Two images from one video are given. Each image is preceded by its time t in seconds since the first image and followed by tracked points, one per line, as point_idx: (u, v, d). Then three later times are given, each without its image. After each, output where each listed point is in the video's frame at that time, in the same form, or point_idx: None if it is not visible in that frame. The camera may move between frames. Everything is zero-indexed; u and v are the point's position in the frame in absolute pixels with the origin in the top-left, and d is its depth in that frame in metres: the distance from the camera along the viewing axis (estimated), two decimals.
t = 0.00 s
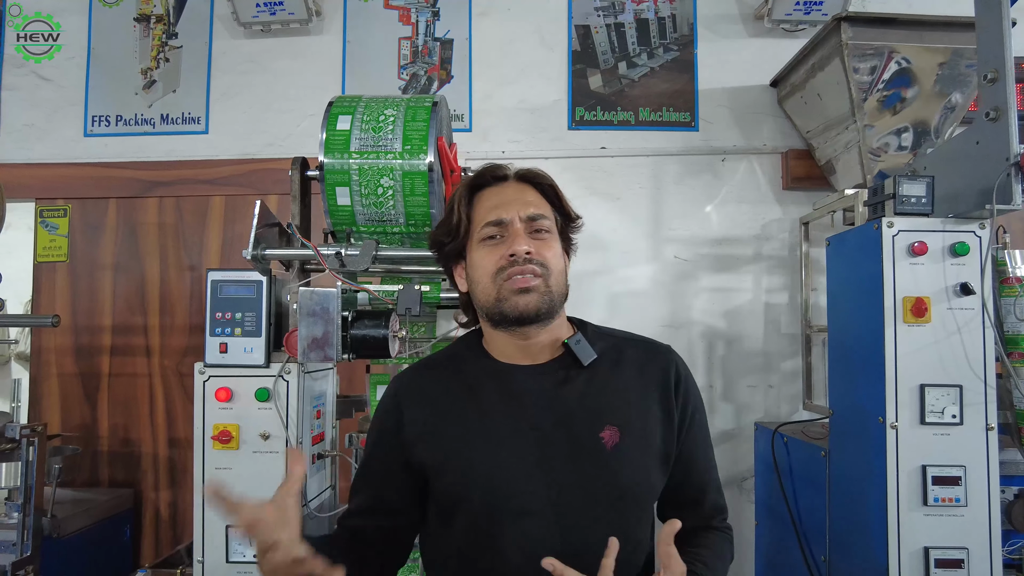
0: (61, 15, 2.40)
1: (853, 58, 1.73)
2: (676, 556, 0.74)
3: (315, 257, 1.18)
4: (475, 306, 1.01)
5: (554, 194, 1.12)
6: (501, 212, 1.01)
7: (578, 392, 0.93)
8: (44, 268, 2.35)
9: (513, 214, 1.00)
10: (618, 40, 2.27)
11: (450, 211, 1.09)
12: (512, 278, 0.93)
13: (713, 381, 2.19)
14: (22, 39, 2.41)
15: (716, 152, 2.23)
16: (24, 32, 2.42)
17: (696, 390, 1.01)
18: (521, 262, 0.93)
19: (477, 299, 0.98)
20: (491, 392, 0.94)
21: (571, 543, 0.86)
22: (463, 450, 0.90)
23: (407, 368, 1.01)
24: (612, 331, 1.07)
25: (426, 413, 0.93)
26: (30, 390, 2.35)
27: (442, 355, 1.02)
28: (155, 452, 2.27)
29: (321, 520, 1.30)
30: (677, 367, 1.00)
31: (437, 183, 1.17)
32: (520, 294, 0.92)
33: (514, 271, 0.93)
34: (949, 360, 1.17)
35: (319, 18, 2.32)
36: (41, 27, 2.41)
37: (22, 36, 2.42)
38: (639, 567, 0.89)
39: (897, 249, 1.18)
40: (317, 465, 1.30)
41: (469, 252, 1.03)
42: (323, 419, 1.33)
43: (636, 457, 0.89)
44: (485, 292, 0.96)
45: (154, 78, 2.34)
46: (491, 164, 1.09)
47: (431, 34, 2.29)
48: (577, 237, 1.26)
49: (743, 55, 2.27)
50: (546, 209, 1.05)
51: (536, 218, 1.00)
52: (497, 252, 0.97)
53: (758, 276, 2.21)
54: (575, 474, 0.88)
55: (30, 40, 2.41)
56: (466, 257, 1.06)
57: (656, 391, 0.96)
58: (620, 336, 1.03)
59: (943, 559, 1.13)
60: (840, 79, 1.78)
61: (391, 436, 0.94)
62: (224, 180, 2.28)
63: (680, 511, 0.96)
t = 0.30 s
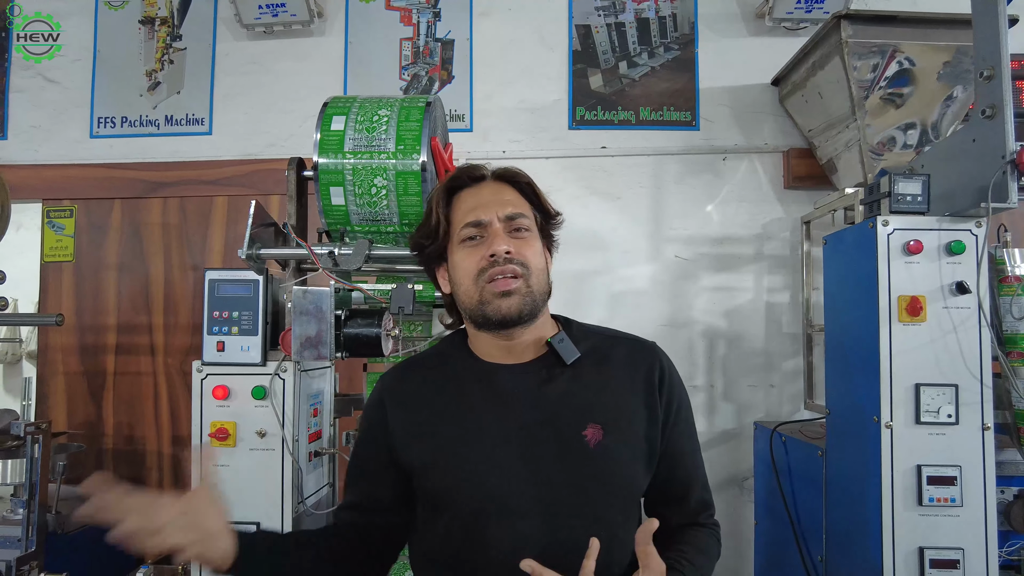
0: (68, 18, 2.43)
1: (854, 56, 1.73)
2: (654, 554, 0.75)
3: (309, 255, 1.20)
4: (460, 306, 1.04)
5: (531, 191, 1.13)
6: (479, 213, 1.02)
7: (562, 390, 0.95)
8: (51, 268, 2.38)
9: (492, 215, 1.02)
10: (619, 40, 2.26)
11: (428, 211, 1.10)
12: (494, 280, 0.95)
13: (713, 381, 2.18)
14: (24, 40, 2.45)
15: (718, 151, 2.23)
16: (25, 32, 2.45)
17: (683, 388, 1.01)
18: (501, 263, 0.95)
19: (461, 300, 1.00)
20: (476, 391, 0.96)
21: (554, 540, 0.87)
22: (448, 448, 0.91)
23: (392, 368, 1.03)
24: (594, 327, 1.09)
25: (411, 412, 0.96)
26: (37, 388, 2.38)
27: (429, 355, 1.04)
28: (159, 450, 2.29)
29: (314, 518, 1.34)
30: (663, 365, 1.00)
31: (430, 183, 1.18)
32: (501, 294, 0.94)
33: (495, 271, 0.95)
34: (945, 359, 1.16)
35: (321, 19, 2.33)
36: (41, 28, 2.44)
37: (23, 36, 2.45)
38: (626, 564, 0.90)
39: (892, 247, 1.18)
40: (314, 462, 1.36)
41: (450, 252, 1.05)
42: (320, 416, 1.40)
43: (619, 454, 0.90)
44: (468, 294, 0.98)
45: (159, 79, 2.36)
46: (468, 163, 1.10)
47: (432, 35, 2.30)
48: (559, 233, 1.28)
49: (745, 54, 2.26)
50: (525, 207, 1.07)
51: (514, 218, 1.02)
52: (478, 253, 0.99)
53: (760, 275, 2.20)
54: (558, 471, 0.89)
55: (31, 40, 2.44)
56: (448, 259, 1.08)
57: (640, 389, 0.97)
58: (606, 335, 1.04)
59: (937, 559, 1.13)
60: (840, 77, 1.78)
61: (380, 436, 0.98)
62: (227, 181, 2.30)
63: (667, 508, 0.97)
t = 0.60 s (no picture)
0: (79, 21, 2.46)
1: (860, 53, 1.71)
2: (637, 552, 0.74)
3: (307, 254, 1.21)
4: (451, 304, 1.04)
5: (525, 190, 1.14)
6: (473, 211, 1.03)
7: (553, 388, 0.96)
8: (62, 268, 2.42)
9: (485, 214, 1.02)
10: (624, 38, 2.26)
11: (421, 209, 1.10)
12: (485, 278, 0.96)
13: (719, 380, 2.17)
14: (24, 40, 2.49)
15: (724, 149, 2.21)
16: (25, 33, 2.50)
17: (675, 386, 1.02)
18: (494, 262, 0.96)
19: (452, 297, 1.00)
20: (469, 390, 0.97)
21: (546, 539, 0.88)
22: (440, 446, 0.92)
23: (386, 368, 1.05)
24: (587, 326, 1.09)
25: (404, 412, 0.97)
26: (48, 386, 2.42)
27: (423, 354, 1.06)
28: (168, 447, 2.32)
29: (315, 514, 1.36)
30: (655, 363, 1.01)
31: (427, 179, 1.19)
32: (493, 293, 0.95)
33: (487, 270, 0.95)
34: (949, 358, 1.15)
35: (327, 20, 2.35)
36: (41, 27, 2.48)
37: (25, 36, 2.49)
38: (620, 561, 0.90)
39: (895, 245, 1.17)
40: (316, 459, 1.38)
41: (442, 250, 1.06)
42: (321, 414, 1.42)
43: (610, 453, 0.91)
44: (459, 291, 0.98)
45: (167, 80, 2.38)
46: (462, 161, 1.10)
47: (438, 34, 2.30)
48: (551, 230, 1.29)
49: (751, 51, 2.24)
50: (519, 206, 1.07)
51: (508, 217, 1.02)
52: (470, 251, 1.00)
53: (766, 273, 2.18)
54: (550, 470, 0.90)
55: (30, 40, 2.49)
56: (439, 255, 1.08)
57: (631, 387, 0.98)
58: (598, 333, 1.05)
59: (942, 560, 1.11)
60: (847, 74, 1.76)
61: (375, 435, 0.99)
62: (234, 181, 2.32)
63: (661, 508, 0.98)
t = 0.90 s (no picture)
0: (97, 25, 2.51)
1: (873, 50, 1.68)
2: (644, 548, 0.74)
3: (315, 253, 1.24)
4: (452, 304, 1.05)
5: (523, 189, 1.14)
6: (471, 212, 1.03)
7: (555, 387, 0.96)
8: (81, 268, 2.47)
9: (484, 214, 1.02)
10: (635, 36, 2.25)
11: (421, 212, 1.11)
12: (486, 279, 0.96)
13: (732, 380, 2.15)
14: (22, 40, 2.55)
15: (737, 147, 2.19)
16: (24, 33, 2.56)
17: (677, 384, 1.02)
18: (494, 263, 0.96)
19: (453, 298, 1.01)
20: (469, 390, 0.98)
21: (548, 538, 0.88)
22: (441, 445, 0.93)
23: (389, 368, 1.05)
24: (589, 325, 1.10)
25: (405, 412, 0.98)
26: (67, 384, 2.47)
27: (425, 354, 1.06)
28: (184, 445, 2.36)
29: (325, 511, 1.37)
30: (657, 361, 1.01)
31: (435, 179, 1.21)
32: (494, 294, 0.95)
33: (487, 271, 0.96)
34: (962, 358, 1.13)
35: (339, 21, 2.37)
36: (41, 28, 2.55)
37: (22, 36, 2.56)
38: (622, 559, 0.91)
39: (906, 244, 1.16)
40: (326, 457, 1.39)
41: (443, 251, 1.06)
42: (331, 412, 1.44)
43: (611, 452, 0.91)
44: (460, 293, 0.99)
45: (182, 83, 2.42)
46: (460, 162, 1.11)
47: (449, 34, 2.31)
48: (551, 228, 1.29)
49: (764, 49, 2.22)
50: (517, 205, 1.07)
51: (506, 217, 1.02)
52: (470, 252, 1.00)
53: (780, 272, 2.16)
54: (551, 469, 0.91)
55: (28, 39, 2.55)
56: (441, 257, 1.09)
57: (632, 386, 0.98)
58: (599, 332, 1.05)
59: (954, 564, 1.10)
60: (861, 71, 1.74)
61: (377, 436, 1.00)
62: (249, 181, 2.35)
63: (664, 506, 0.99)
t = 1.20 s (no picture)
0: (122, 31, 2.57)
1: (891, 48, 1.66)
2: (659, 546, 0.74)
3: (331, 255, 1.27)
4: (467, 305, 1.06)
5: (539, 193, 1.15)
6: (488, 214, 1.04)
7: (568, 387, 0.97)
8: (106, 269, 2.54)
9: (500, 216, 1.03)
10: (651, 37, 2.24)
11: (438, 214, 1.13)
12: (501, 280, 0.97)
13: (748, 382, 2.13)
14: (25, 41, 2.63)
15: (753, 147, 2.18)
16: (27, 33, 2.63)
17: (689, 386, 1.02)
18: (509, 264, 0.97)
19: (468, 299, 1.02)
20: (482, 389, 0.99)
21: (561, 538, 0.88)
22: (455, 444, 0.94)
23: (404, 368, 1.07)
24: (602, 327, 1.10)
25: (420, 411, 0.99)
26: (93, 381, 2.54)
27: (439, 355, 1.08)
28: (204, 443, 2.41)
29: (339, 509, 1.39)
30: (668, 363, 1.02)
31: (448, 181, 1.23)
32: (509, 294, 0.95)
33: (503, 272, 0.97)
34: (979, 360, 1.13)
35: (356, 25, 2.40)
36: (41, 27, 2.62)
37: (24, 37, 2.63)
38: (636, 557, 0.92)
39: (921, 245, 1.15)
40: (342, 455, 1.41)
41: (458, 253, 1.07)
42: (347, 411, 1.46)
43: (624, 452, 0.92)
44: (476, 293, 0.99)
45: (203, 87, 2.47)
46: (477, 165, 1.12)
47: (465, 36, 2.33)
48: (565, 232, 1.30)
49: (781, 48, 2.20)
50: (532, 209, 1.08)
51: (522, 219, 1.03)
52: (486, 254, 1.01)
53: (797, 273, 2.13)
54: (564, 469, 0.91)
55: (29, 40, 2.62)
56: (456, 258, 1.10)
57: (645, 387, 0.98)
58: (611, 334, 1.06)
59: (971, 568, 1.09)
60: (878, 69, 1.71)
61: (391, 435, 1.02)
62: (268, 183, 2.39)
63: (673, 505, 0.99)
